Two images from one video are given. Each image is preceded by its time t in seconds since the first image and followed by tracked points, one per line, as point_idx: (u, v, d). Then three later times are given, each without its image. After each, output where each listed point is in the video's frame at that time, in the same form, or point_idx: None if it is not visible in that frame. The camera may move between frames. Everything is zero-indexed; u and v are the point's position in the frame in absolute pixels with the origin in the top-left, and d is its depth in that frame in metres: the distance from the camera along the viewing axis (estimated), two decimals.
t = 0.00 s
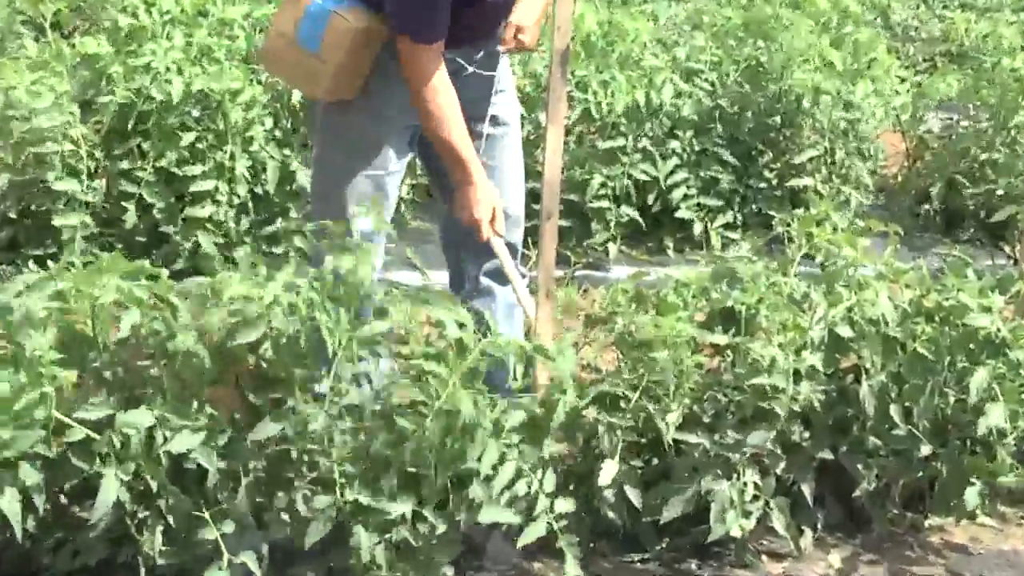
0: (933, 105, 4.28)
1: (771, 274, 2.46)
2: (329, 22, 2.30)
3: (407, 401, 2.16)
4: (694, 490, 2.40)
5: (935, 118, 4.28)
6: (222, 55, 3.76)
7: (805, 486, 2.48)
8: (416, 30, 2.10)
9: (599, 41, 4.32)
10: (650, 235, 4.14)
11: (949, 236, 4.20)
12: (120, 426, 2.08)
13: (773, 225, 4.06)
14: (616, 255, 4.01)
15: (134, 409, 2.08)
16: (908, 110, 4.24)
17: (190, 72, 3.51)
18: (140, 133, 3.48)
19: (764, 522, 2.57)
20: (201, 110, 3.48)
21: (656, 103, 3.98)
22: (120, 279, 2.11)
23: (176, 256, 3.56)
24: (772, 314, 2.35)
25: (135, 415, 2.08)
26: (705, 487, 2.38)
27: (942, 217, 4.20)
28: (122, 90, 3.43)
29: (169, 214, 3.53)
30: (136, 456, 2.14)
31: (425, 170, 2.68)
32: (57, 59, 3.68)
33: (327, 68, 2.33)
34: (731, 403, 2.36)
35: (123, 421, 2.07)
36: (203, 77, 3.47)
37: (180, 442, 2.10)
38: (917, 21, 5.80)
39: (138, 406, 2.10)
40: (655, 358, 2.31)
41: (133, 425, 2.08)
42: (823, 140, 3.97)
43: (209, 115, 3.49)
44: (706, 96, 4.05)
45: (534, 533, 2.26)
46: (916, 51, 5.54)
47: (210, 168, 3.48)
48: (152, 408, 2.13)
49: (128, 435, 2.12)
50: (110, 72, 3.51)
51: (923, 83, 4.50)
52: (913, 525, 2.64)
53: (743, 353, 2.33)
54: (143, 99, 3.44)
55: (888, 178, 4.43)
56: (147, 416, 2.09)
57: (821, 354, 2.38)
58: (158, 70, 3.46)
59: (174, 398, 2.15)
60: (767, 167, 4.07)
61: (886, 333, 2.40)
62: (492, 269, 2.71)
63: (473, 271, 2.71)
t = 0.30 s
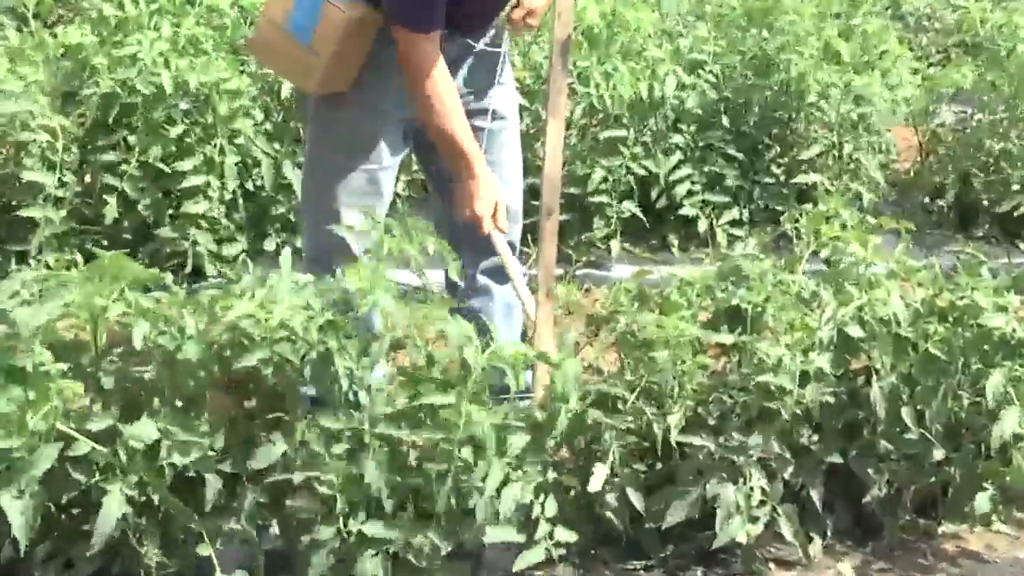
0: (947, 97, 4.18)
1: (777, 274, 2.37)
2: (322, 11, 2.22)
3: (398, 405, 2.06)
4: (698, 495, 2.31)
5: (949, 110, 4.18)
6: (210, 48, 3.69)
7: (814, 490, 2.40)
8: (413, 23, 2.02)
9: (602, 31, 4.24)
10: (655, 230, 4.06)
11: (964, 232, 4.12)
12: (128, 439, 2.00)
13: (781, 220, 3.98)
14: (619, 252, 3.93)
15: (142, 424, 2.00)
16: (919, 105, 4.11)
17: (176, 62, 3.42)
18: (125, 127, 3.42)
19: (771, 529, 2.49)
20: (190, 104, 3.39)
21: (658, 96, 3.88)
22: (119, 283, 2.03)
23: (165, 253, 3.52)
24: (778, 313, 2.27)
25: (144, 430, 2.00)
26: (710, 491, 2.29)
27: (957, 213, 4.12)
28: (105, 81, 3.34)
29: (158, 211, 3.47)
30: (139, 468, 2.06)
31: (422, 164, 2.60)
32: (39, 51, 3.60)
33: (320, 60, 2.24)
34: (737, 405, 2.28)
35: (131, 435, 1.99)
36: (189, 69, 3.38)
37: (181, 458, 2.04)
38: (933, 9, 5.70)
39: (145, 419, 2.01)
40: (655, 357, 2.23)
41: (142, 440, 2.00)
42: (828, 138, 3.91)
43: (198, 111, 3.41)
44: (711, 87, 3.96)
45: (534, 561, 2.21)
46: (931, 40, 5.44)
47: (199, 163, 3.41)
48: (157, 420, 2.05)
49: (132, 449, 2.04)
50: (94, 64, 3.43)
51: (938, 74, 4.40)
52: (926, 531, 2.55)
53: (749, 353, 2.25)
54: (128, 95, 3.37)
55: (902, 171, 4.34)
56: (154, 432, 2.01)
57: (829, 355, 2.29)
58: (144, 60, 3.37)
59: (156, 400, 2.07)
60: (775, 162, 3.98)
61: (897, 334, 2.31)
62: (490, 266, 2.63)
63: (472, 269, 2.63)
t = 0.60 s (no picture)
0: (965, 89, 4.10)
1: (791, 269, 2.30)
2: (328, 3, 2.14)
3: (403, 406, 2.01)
4: (709, 499, 2.23)
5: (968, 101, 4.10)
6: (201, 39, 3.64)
7: (829, 495, 2.33)
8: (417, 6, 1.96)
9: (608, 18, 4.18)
10: (664, 226, 3.98)
11: (983, 228, 4.05)
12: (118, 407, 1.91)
13: (794, 214, 3.92)
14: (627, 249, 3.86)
15: (132, 393, 1.91)
16: (937, 95, 4.07)
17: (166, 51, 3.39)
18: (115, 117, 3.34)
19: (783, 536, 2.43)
20: (182, 94, 3.38)
21: (663, 85, 3.81)
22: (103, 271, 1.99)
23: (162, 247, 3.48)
24: (794, 312, 2.17)
25: (134, 398, 1.91)
26: (721, 497, 2.21)
27: (976, 209, 4.05)
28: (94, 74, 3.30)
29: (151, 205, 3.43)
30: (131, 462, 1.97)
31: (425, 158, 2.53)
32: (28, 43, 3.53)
33: (323, 54, 2.16)
34: (749, 407, 2.19)
35: (120, 404, 1.90)
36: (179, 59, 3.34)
37: (175, 426, 1.92)
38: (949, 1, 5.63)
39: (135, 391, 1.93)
40: (666, 359, 2.15)
41: (132, 408, 1.91)
42: (846, 128, 3.84)
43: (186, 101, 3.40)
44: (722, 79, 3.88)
45: (531, 545, 2.13)
46: (949, 30, 5.38)
47: (191, 155, 3.39)
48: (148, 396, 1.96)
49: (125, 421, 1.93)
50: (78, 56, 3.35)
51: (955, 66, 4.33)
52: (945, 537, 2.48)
53: (762, 353, 2.18)
54: (117, 87, 3.30)
55: (920, 165, 4.27)
56: (146, 401, 1.92)
57: (846, 355, 2.21)
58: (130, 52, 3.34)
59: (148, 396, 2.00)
60: (788, 154, 3.91)
61: (913, 333, 2.24)
62: (496, 263, 2.55)
63: (477, 266, 2.56)
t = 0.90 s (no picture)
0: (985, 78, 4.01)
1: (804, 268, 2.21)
2: None
3: (401, 411, 1.91)
4: (719, 505, 2.16)
5: (988, 91, 4.02)
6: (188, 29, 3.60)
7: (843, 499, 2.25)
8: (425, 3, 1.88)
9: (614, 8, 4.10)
10: (673, 219, 3.91)
11: (1004, 223, 4.00)
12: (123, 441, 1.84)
13: (808, 210, 3.86)
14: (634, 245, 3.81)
15: (136, 425, 1.84)
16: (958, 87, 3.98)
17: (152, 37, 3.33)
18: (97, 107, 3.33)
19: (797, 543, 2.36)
20: (171, 84, 3.33)
21: (680, 79, 3.67)
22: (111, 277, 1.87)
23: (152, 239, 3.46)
24: (804, 311, 2.08)
25: (138, 431, 1.84)
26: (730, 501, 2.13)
27: (997, 204, 4.00)
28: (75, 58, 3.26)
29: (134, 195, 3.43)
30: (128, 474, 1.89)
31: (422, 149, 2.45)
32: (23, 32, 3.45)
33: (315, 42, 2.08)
34: (761, 409, 2.11)
35: (124, 438, 1.83)
36: (165, 45, 3.28)
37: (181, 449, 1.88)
38: None
39: (138, 420, 1.86)
40: (675, 361, 2.08)
41: (137, 442, 1.84)
42: (862, 123, 3.78)
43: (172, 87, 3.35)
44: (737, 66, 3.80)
45: None
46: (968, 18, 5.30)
47: (175, 146, 3.38)
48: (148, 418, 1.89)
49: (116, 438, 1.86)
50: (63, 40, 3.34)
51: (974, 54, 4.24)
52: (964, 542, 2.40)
53: (777, 356, 2.08)
54: (98, 68, 3.27)
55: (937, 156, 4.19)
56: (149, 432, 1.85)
57: (859, 356, 2.13)
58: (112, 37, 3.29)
59: (138, 400, 1.91)
60: (802, 151, 3.87)
61: (931, 332, 2.16)
62: (497, 259, 2.48)
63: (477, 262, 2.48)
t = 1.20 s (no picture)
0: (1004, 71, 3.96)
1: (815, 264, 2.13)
2: None
3: (394, 413, 1.84)
4: (727, 511, 2.08)
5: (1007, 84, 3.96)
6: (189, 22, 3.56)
7: (855, 505, 2.17)
8: None
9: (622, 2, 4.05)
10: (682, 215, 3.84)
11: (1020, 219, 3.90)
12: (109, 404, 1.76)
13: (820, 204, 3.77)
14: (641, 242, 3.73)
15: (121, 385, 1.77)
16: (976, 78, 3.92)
17: (148, 30, 3.34)
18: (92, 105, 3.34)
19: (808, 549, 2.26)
20: (166, 77, 3.35)
21: (685, 70, 3.66)
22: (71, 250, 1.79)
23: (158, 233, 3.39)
24: (817, 308, 2.01)
25: (125, 390, 1.77)
26: (739, 506, 2.07)
27: (1013, 198, 3.89)
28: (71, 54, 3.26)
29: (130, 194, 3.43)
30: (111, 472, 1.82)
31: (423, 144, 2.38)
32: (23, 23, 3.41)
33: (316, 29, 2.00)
34: (769, 410, 2.04)
35: (111, 398, 1.76)
36: (163, 39, 3.31)
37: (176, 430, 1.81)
38: None
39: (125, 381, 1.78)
40: (677, 357, 2.01)
41: (125, 401, 1.76)
42: (875, 111, 3.72)
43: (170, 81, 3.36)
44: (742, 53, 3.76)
45: (552, 550, 1.93)
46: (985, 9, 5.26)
47: (174, 142, 3.38)
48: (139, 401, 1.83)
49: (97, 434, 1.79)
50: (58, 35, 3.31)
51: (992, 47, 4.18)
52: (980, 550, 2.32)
53: (785, 353, 2.02)
54: (94, 62, 3.28)
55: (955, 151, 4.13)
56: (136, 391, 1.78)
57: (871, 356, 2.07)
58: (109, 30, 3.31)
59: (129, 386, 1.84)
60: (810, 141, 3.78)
61: (946, 332, 2.10)
62: (498, 258, 2.41)
63: (479, 262, 2.41)
